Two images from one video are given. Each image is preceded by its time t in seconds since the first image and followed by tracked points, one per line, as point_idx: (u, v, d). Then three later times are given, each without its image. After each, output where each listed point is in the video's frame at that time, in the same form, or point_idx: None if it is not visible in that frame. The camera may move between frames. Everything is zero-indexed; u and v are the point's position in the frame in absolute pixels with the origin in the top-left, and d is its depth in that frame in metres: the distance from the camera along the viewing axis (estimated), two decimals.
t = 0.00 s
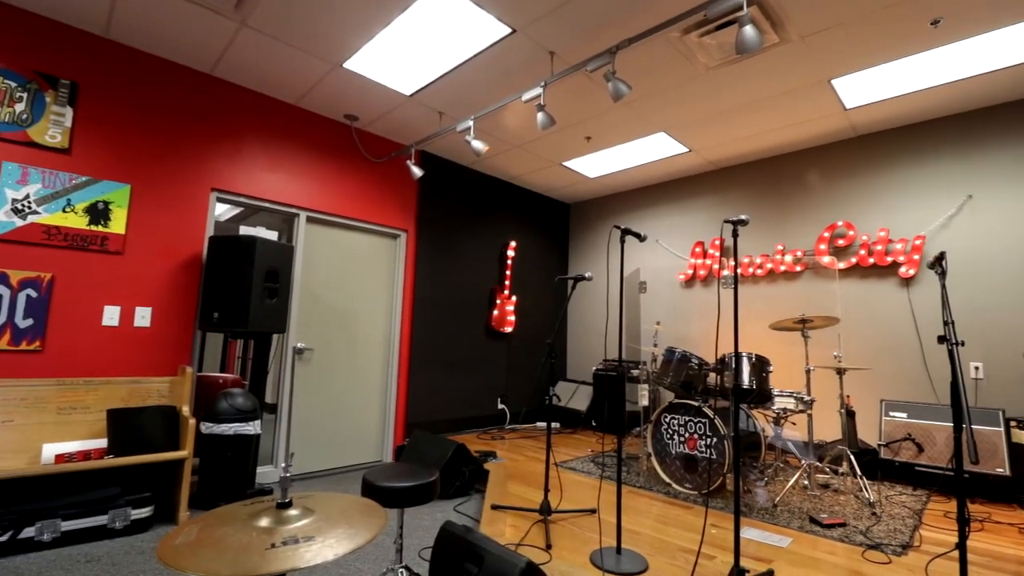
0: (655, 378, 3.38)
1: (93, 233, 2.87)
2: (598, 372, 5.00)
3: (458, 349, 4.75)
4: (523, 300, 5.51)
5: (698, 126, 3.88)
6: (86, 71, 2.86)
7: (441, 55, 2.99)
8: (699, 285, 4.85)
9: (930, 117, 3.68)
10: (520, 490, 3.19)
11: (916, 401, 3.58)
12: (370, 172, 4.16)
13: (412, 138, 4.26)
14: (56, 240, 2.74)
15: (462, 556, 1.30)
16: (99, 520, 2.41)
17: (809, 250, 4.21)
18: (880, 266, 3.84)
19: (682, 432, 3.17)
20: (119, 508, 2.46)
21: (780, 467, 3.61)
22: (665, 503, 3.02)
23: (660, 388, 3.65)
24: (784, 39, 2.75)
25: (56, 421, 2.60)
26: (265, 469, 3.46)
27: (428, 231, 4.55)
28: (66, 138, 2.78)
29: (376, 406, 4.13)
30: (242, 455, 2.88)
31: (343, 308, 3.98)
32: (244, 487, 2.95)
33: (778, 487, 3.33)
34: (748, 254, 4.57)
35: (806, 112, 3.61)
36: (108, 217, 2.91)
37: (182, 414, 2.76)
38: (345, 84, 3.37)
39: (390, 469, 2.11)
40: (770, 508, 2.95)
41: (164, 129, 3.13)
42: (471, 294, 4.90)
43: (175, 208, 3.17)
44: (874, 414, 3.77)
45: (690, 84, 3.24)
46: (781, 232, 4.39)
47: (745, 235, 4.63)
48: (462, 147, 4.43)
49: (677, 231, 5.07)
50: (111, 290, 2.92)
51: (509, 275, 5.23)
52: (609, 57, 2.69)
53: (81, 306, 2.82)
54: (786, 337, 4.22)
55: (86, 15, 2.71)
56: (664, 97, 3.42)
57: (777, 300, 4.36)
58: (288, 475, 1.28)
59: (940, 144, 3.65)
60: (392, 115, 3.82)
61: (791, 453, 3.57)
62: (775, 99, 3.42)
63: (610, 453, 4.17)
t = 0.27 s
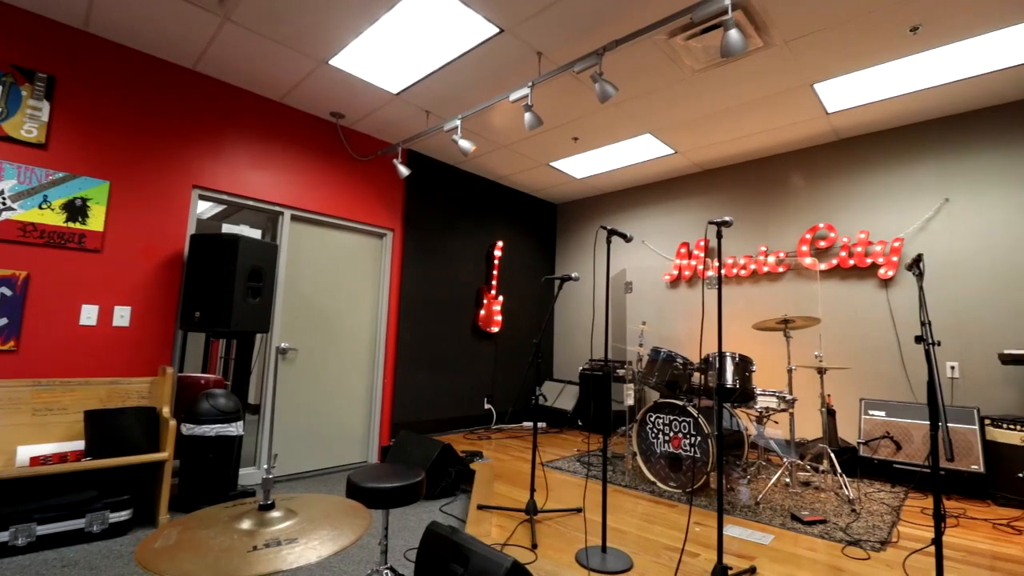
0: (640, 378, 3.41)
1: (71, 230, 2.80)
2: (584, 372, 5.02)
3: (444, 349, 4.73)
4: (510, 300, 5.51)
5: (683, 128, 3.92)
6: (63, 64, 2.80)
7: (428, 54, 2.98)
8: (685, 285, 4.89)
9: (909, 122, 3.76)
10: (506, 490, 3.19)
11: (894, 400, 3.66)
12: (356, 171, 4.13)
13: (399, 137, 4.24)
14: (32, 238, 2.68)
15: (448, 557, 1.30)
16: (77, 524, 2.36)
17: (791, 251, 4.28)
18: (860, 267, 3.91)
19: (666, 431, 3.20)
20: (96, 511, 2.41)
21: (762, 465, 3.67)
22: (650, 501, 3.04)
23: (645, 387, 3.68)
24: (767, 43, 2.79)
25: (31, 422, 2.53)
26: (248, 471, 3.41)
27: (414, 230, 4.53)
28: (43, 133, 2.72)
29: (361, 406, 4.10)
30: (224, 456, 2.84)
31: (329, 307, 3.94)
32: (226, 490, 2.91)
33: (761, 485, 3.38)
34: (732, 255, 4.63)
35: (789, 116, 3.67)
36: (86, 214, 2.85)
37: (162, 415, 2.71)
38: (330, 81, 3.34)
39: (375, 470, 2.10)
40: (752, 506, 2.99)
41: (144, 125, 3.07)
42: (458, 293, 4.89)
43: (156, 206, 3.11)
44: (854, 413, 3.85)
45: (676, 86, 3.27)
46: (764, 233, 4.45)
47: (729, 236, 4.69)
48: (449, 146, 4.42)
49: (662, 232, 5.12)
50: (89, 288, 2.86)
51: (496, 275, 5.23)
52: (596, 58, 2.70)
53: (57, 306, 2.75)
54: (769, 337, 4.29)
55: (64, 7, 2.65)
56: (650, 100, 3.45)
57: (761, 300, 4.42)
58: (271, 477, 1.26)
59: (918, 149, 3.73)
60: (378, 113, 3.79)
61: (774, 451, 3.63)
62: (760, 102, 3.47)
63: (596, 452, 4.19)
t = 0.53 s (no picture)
0: (627, 377, 3.44)
1: (50, 227, 2.74)
2: (572, 372, 5.04)
3: (432, 349, 4.72)
4: (499, 300, 5.51)
5: (671, 130, 3.95)
6: (42, 58, 2.74)
7: (418, 52, 2.96)
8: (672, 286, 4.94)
9: (890, 126, 3.84)
10: (494, 490, 3.19)
11: (876, 400, 3.72)
12: (343, 169, 4.10)
13: (387, 136, 4.22)
14: (10, 235, 2.62)
15: (436, 557, 1.29)
16: (56, 527, 2.31)
17: (776, 252, 4.34)
18: (843, 268, 3.97)
19: (653, 431, 3.22)
20: (76, 515, 2.37)
21: (748, 463, 3.71)
22: (637, 500, 3.07)
23: (633, 387, 3.71)
24: (753, 47, 2.83)
25: (8, 424, 2.48)
26: (232, 472, 3.37)
27: (403, 230, 4.51)
28: (21, 128, 2.66)
29: (348, 406, 4.08)
30: (208, 458, 2.80)
31: (315, 307, 3.91)
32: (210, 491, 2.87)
33: (746, 483, 3.42)
34: (718, 256, 4.68)
35: (775, 118, 3.71)
36: (66, 212, 2.79)
37: (144, 416, 2.67)
38: (318, 79, 3.31)
39: (362, 471, 2.08)
40: (737, 504, 3.03)
41: (126, 121, 3.02)
42: (446, 293, 4.88)
43: (138, 203, 3.05)
44: (836, 411, 3.91)
45: (664, 88, 3.29)
46: (749, 234, 4.51)
47: (716, 237, 4.74)
48: (438, 145, 4.41)
49: (650, 233, 5.15)
50: (69, 287, 2.80)
51: (484, 275, 5.23)
52: (585, 59, 2.71)
53: (35, 305, 2.69)
54: (754, 338, 4.34)
55: None
56: (638, 101, 3.47)
57: (747, 301, 4.47)
58: (255, 478, 1.25)
59: (900, 152, 3.81)
60: (367, 112, 3.77)
61: (758, 449, 3.67)
62: (746, 105, 3.51)
63: (583, 451, 4.21)
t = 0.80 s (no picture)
0: (617, 377, 3.46)
1: (32, 225, 2.69)
2: (562, 372, 5.06)
3: (422, 349, 4.70)
4: (489, 300, 5.51)
5: (661, 132, 3.98)
6: (25, 52, 2.68)
7: (408, 51, 2.95)
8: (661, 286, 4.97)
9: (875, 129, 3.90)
10: (484, 490, 3.19)
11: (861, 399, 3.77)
12: (333, 168, 4.07)
13: (377, 135, 4.20)
14: None
15: (425, 558, 1.29)
16: (37, 530, 2.27)
17: (764, 254, 4.38)
18: (829, 269, 4.02)
19: (642, 430, 3.24)
20: (59, 517, 2.33)
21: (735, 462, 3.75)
22: (626, 499, 3.08)
23: (622, 386, 3.73)
24: (742, 50, 2.85)
25: None
26: (219, 474, 3.32)
27: (392, 229, 4.49)
28: (3, 124, 2.60)
29: (337, 407, 4.05)
30: (195, 459, 2.77)
31: (304, 307, 3.88)
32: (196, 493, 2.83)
33: (734, 481, 3.45)
34: (707, 257, 4.72)
35: (763, 121, 3.75)
36: (49, 209, 2.75)
37: (129, 417, 2.63)
38: (308, 76, 3.29)
39: (350, 472, 2.07)
40: (725, 502, 3.05)
41: (112, 117, 2.97)
42: (437, 293, 4.87)
43: (123, 201, 3.01)
44: (822, 411, 3.96)
45: (653, 89, 3.31)
46: (737, 236, 4.55)
47: (704, 238, 4.78)
48: (428, 144, 4.40)
49: (640, 234, 5.18)
50: (52, 286, 2.75)
51: (475, 275, 5.22)
52: (576, 60, 2.72)
53: (17, 304, 2.64)
54: (741, 338, 4.39)
55: None
56: (629, 102, 3.49)
57: (735, 301, 4.52)
58: (242, 479, 1.23)
59: (884, 155, 3.87)
60: (357, 110, 3.74)
61: (746, 449, 3.71)
62: (735, 107, 3.54)
63: (573, 451, 4.22)
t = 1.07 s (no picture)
0: (607, 377, 3.48)
1: (15, 223, 2.64)
2: (553, 372, 5.07)
3: (413, 349, 4.69)
4: (480, 300, 5.51)
5: (652, 133, 4.00)
6: (7, 46, 2.63)
7: (399, 49, 2.94)
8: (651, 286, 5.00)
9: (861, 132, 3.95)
10: (474, 490, 3.19)
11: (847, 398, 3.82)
12: (322, 166, 4.04)
13: (367, 134, 4.18)
14: None
15: (415, 558, 1.29)
16: (20, 533, 2.23)
17: (752, 254, 4.42)
18: (817, 270, 4.07)
19: (632, 430, 3.26)
20: (42, 520, 2.29)
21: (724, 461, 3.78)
22: (616, 499, 3.09)
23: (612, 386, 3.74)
24: (732, 52, 2.88)
25: None
26: (205, 475, 3.29)
27: (382, 229, 4.47)
28: None
29: (327, 407, 4.03)
30: (181, 460, 2.73)
31: (293, 307, 3.85)
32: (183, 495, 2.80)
33: (722, 480, 3.49)
34: (696, 257, 4.75)
35: (751, 123, 3.79)
36: (32, 207, 2.70)
37: (114, 418, 2.59)
38: (297, 74, 3.26)
39: (340, 472, 2.05)
40: (714, 501, 3.08)
41: (98, 114, 2.93)
42: (427, 293, 4.86)
43: (109, 199, 2.97)
44: (809, 410, 4.01)
45: (644, 91, 3.33)
46: (726, 236, 4.59)
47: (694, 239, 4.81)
48: (419, 143, 4.38)
49: (630, 234, 5.20)
50: (36, 285, 2.71)
51: (466, 275, 5.22)
52: (567, 60, 2.71)
53: None
54: (730, 338, 4.43)
55: None
56: (620, 103, 3.50)
57: (724, 301, 4.56)
58: (229, 481, 1.22)
59: (871, 158, 3.92)
60: (347, 109, 3.72)
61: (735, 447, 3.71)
62: (725, 109, 3.57)
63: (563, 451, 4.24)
